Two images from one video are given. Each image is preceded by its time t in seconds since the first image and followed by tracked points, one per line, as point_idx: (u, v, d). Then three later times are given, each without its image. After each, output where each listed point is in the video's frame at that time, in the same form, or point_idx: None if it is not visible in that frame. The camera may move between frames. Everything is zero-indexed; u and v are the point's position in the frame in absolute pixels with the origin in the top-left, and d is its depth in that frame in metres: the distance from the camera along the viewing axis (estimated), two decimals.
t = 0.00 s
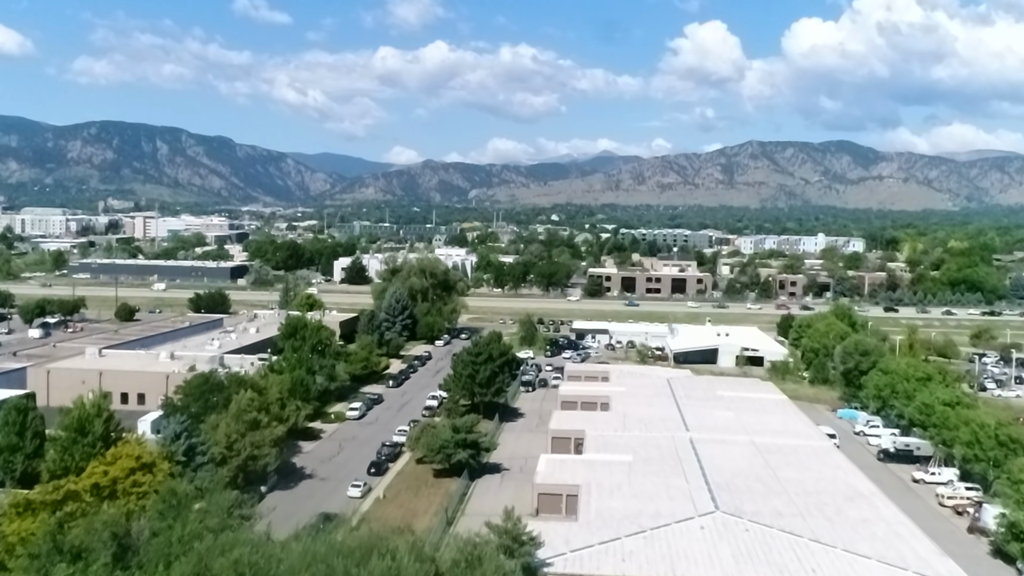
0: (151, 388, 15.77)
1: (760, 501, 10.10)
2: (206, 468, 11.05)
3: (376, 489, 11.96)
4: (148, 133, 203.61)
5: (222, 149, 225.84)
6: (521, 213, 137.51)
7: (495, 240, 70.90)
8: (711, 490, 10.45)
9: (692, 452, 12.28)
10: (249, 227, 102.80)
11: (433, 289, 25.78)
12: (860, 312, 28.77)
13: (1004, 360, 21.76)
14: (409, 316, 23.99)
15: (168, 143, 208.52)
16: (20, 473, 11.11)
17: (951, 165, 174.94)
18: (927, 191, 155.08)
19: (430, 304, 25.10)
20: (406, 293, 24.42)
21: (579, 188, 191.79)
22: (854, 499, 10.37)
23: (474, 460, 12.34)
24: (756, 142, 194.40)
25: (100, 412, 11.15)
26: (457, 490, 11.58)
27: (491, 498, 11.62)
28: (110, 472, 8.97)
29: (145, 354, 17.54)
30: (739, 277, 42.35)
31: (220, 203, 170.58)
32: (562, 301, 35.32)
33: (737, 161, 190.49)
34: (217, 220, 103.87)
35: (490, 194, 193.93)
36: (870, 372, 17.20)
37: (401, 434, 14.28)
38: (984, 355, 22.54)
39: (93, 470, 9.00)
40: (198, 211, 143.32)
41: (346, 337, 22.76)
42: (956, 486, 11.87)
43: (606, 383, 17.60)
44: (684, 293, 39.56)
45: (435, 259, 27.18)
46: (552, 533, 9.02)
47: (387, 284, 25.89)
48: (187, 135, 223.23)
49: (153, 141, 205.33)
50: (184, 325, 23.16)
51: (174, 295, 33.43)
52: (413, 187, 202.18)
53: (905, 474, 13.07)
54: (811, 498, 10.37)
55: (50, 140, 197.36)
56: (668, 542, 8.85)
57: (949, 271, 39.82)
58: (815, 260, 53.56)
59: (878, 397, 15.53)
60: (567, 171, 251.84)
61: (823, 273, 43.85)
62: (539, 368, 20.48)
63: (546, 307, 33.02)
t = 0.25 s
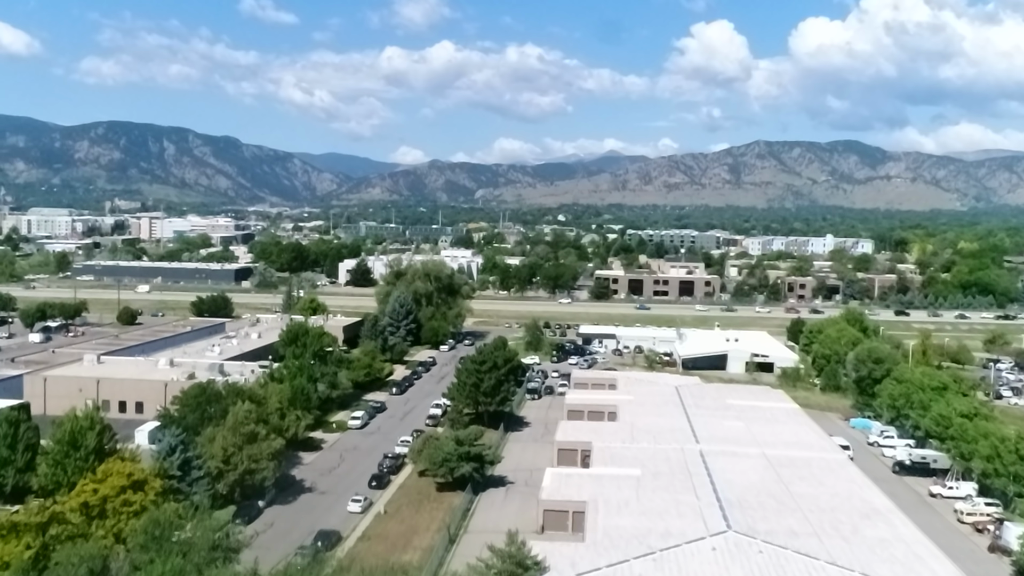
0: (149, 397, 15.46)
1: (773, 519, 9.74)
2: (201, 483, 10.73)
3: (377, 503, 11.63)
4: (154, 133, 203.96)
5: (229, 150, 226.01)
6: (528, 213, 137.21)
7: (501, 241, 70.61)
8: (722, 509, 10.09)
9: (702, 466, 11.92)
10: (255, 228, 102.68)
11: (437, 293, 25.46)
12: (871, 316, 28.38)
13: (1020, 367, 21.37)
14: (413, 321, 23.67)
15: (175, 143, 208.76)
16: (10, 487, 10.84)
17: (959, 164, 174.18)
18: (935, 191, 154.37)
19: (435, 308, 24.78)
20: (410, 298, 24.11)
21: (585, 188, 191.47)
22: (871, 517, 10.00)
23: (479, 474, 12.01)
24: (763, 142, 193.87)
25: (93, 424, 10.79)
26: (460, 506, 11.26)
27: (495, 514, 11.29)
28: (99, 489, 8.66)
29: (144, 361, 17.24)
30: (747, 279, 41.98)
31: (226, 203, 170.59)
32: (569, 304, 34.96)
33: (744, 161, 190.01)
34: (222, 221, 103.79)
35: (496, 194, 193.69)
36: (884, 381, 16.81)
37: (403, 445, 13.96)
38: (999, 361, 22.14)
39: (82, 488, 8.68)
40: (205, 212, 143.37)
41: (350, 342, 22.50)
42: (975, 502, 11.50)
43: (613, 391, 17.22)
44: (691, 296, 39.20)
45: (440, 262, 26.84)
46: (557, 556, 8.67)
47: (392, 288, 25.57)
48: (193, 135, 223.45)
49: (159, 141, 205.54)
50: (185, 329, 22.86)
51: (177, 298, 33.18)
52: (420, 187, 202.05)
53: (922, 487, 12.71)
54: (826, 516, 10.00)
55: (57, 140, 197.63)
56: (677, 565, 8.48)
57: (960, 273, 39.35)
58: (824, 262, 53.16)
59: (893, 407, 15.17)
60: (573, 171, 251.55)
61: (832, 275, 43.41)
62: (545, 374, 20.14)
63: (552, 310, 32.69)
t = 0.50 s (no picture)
0: (146, 406, 15.18)
1: (785, 537, 9.43)
2: (196, 498, 10.52)
3: (377, 518, 11.35)
4: (161, 134, 204.33)
5: (235, 150, 226.24)
6: (534, 213, 137.05)
7: (507, 243, 70.38)
8: (732, 528, 9.76)
9: (711, 480, 11.60)
10: (261, 229, 102.64)
11: (441, 297, 25.17)
12: (880, 320, 28.02)
13: None
14: (416, 326, 23.41)
15: (181, 144, 209.10)
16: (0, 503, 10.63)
17: (967, 165, 173.51)
18: (942, 191, 153.76)
19: (438, 313, 24.50)
20: (413, 302, 23.84)
21: (591, 189, 191.23)
22: (885, 536, 9.68)
23: (481, 488, 11.74)
24: (769, 143, 193.41)
25: (84, 438, 10.49)
26: (462, 522, 10.97)
27: (498, 529, 11.02)
28: (89, 509, 8.41)
29: (142, 368, 16.98)
30: (754, 282, 41.64)
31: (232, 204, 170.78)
32: (574, 307, 34.66)
33: (750, 162, 189.61)
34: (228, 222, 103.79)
35: (502, 194, 193.56)
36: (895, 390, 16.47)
37: (405, 455, 13.68)
38: (1012, 368, 21.77)
39: (71, 508, 8.42)
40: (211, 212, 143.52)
41: (353, 348, 22.33)
42: (992, 517, 11.18)
43: (619, 400, 16.88)
44: (698, 299, 38.88)
45: (444, 266, 26.50)
46: None
47: (395, 292, 25.28)
48: (200, 136, 223.77)
49: (166, 142, 205.84)
50: (187, 334, 22.60)
51: (180, 302, 32.98)
52: (425, 188, 202.00)
53: (936, 501, 12.39)
54: (840, 535, 9.67)
55: (64, 140, 198.04)
56: None
57: (970, 276, 39.00)
58: (832, 264, 52.77)
59: (905, 417, 14.85)
60: (579, 172, 251.33)
61: (840, 278, 43.06)
62: (549, 381, 19.84)
63: (557, 314, 32.40)
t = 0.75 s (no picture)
0: (145, 417, 14.88)
1: (802, 563, 9.05)
2: (191, 518, 10.31)
3: (379, 538, 11.00)
4: (170, 136, 204.86)
5: (244, 152, 226.64)
6: (543, 214, 136.88)
7: (515, 245, 70.10)
8: (747, 552, 9.38)
9: (723, 498, 11.22)
10: (269, 231, 102.60)
11: (448, 303, 24.84)
12: (894, 327, 27.59)
13: None
14: (422, 333, 23.09)
15: (190, 145, 209.56)
16: None
17: (978, 165, 172.60)
18: (953, 192, 152.94)
19: (445, 319, 24.18)
20: (419, 308, 23.53)
21: (600, 190, 190.92)
22: (907, 560, 9.28)
23: (486, 506, 11.39)
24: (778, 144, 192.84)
25: (76, 456, 10.15)
26: (467, 542, 10.65)
27: (503, 550, 10.69)
28: (76, 535, 8.03)
29: (143, 378, 16.68)
30: (765, 285, 41.25)
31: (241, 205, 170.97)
32: (583, 312, 34.32)
33: (759, 163, 189.07)
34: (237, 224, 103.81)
35: (510, 196, 193.44)
36: (912, 401, 16.07)
37: (408, 470, 13.34)
38: None
39: (57, 532, 8.08)
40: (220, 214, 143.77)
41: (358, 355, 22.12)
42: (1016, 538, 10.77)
43: (629, 411, 16.50)
44: (708, 303, 38.50)
45: (450, 272, 26.16)
46: None
47: (401, 298, 24.97)
48: (209, 138, 224.22)
49: (175, 143, 206.23)
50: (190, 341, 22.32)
51: (185, 307, 32.74)
52: (434, 189, 202.01)
53: (957, 519, 12.01)
54: (860, 560, 9.27)
55: (74, 142, 198.62)
56: None
57: (983, 279, 38.57)
58: (843, 267, 52.31)
59: (923, 430, 14.45)
60: (588, 173, 251.02)
61: (851, 282, 42.65)
62: (557, 390, 19.49)
63: (566, 319, 32.06)
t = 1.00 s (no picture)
0: (143, 427, 14.58)
1: None
2: (185, 535, 9.90)
3: (379, 555, 10.69)
4: (178, 135, 205.39)
5: (251, 152, 226.84)
6: (549, 214, 136.56)
7: (521, 247, 69.81)
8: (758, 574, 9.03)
9: (734, 515, 10.87)
10: (275, 231, 102.47)
11: (453, 306, 24.56)
12: (905, 332, 27.22)
13: None
14: (426, 338, 22.90)
15: (198, 145, 209.92)
16: None
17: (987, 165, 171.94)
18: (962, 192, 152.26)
19: (450, 324, 23.90)
20: (423, 313, 23.25)
21: (607, 190, 190.54)
22: None
23: (489, 522, 11.05)
24: (786, 144, 192.46)
25: (67, 471, 9.90)
26: (469, 560, 10.32)
27: (506, 568, 10.35)
28: (62, 557, 7.92)
29: (141, 386, 16.39)
30: (774, 288, 40.87)
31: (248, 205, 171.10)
32: (590, 315, 33.99)
33: (767, 163, 188.57)
34: (243, 224, 103.73)
35: (517, 195, 193.29)
36: (926, 411, 15.70)
37: (410, 482, 13.02)
38: None
39: (44, 554, 7.94)
40: (226, 214, 143.86)
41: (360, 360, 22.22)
42: None
43: (637, 420, 16.15)
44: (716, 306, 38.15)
45: (455, 275, 25.86)
46: None
47: (405, 302, 24.68)
48: (216, 138, 224.50)
49: (183, 143, 206.46)
50: (192, 347, 22.03)
51: (188, 310, 32.48)
52: (441, 188, 201.93)
53: (976, 536, 11.63)
54: None
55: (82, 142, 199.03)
56: None
57: (995, 282, 38.14)
58: (853, 269, 51.91)
59: (937, 441, 14.10)
60: (595, 173, 250.74)
61: (861, 284, 42.26)
62: (563, 396, 19.18)
63: (572, 322, 31.75)
